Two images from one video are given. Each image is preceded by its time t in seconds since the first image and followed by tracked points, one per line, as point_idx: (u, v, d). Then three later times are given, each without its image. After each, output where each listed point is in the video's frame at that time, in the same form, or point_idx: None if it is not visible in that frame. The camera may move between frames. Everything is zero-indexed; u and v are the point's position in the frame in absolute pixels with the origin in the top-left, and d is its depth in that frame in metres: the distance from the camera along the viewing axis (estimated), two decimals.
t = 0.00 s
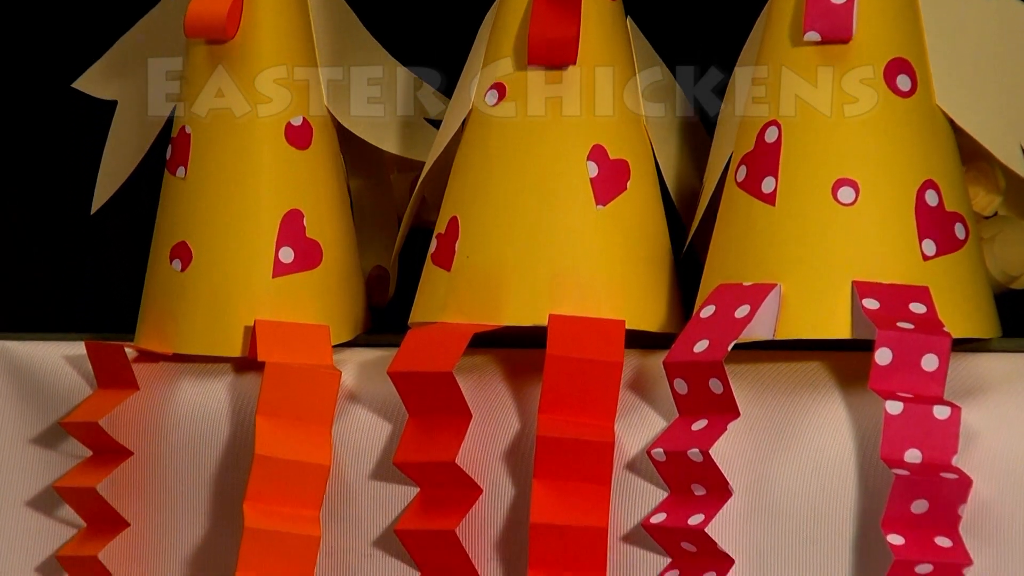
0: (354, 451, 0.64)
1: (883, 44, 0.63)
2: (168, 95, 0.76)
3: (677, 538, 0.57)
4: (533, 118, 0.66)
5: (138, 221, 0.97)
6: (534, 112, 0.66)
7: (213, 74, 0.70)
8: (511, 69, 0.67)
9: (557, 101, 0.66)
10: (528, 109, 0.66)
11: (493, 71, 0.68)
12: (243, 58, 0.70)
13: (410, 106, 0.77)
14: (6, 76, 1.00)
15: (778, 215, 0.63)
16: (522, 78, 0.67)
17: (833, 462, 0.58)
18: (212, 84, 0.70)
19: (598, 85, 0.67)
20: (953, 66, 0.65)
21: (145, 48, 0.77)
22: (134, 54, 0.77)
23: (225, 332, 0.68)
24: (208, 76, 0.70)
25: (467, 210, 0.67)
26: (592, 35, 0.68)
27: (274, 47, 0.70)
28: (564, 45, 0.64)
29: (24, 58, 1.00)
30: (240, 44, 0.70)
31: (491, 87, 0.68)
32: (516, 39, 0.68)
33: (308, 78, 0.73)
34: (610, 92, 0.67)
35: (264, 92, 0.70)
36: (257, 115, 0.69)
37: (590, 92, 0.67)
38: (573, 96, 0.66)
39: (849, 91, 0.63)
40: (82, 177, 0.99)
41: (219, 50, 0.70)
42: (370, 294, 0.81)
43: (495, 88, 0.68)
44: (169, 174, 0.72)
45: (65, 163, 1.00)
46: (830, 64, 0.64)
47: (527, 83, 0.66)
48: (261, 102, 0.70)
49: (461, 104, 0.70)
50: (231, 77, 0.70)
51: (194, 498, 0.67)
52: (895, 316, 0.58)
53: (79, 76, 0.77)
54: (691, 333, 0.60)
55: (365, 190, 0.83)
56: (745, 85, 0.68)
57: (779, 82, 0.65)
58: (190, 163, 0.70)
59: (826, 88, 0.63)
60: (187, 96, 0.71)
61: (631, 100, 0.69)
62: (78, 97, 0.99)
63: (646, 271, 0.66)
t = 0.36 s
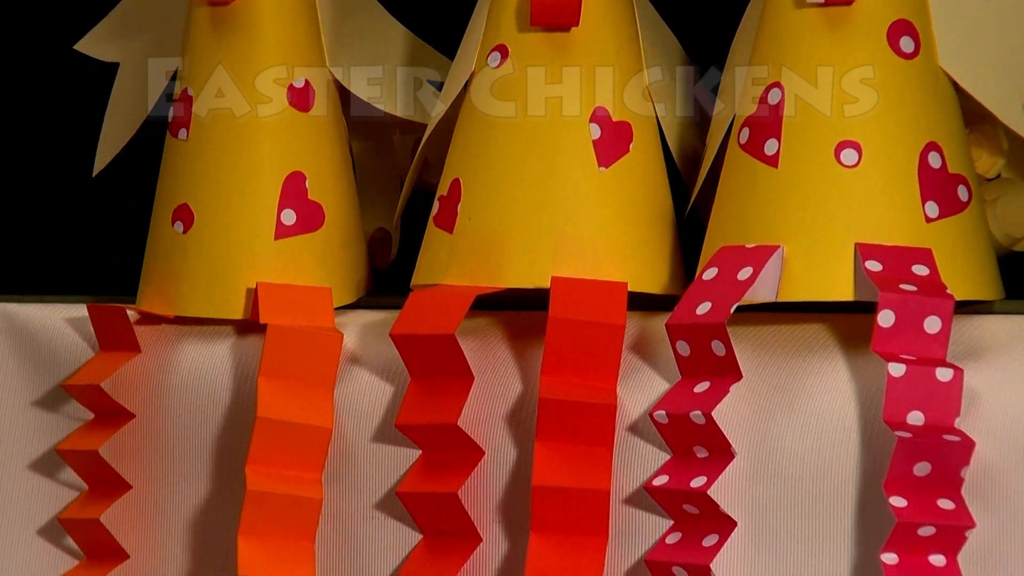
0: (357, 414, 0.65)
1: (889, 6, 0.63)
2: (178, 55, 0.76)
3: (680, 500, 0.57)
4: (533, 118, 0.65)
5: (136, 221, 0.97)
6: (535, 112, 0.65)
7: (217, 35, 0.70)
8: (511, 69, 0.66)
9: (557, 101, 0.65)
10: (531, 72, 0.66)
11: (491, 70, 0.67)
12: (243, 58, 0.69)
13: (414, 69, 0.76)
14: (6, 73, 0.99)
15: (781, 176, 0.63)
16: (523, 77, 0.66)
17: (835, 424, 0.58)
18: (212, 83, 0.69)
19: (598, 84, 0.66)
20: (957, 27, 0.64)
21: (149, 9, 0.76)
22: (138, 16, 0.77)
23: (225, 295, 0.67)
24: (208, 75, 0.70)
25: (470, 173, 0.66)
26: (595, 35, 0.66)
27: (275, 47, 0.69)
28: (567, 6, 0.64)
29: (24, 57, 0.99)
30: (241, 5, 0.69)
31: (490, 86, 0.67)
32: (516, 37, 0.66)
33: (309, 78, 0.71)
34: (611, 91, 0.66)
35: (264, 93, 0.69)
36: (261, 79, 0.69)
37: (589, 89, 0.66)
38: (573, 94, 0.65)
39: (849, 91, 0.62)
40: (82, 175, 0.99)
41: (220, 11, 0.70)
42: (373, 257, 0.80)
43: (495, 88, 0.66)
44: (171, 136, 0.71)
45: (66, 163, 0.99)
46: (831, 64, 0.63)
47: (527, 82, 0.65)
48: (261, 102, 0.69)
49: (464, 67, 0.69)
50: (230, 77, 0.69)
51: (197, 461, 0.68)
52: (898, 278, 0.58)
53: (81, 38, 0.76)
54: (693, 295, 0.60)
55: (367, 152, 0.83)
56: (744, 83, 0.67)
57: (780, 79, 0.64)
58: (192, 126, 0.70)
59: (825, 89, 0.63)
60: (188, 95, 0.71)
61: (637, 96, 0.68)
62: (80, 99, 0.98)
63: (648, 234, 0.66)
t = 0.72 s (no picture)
0: (361, 381, 0.65)
1: None
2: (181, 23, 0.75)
3: (683, 468, 0.57)
4: (533, 118, 0.64)
5: (136, 221, 0.96)
6: (534, 112, 0.64)
7: (218, 4, 0.69)
8: (511, 69, 0.66)
9: (557, 101, 0.64)
10: (534, 40, 0.65)
11: (491, 70, 0.66)
12: (243, 57, 0.69)
13: (416, 35, 0.75)
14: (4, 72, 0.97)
15: (783, 144, 0.62)
16: (522, 77, 0.65)
17: (837, 391, 0.58)
18: (212, 84, 0.69)
19: (598, 84, 0.65)
20: None
21: None
22: None
23: (229, 262, 0.67)
24: (208, 75, 0.69)
25: (473, 141, 0.66)
26: (595, 35, 0.65)
27: (274, 46, 0.69)
28: None
29: (23, 56, 0.97)
30: None
31: (490, 86, 0.66)
32: (516, 38, 0.66)
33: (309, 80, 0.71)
34: (611, 92, 0.65)
35: (265, 93, 0.69)
36: (264, 46, 0.69)
37: (589, 89, 0.65)
38: (573, 94, 0.64)
39: (849, 91, 0.61)
40: (83, 175, 0.97)
41: None
42: (377, 225, 0.81)
43: (495, 88, 0.66)
44: (175, 105, 0.71)
45: (66, 161, 0.97)
46: (830, 63, 0.62)
47: (527, 81, 0.65)
48: (261, 102, 0.69)
49: (467, 33, 0.69)
50: (230, 77, 0.69)
51: (201, 430, 0.68)
52: (900, 247, 0.58)
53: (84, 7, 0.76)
54: (695, 263, 0.60)
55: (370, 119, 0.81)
56: (744, 85, 0.66)
57: (780, 80, 0.64)
58: (195, 94, 0.70)
59: (826, 89, 0.62)
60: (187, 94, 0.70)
61: (644, 94, 0.67)
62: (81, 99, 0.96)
63: (650, 203, 0.66)
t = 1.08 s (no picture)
0: (364, 353, 0.65)
1: None
2: None
3: (686, 439, 0.57)
4: (533, 118, 0.64)
5: (137, 221, 0.95)
6: (535, 112, 0.64)
7: None
8: (511, 69, 0.65)
9: (557, 101, 0.64)
10: (537, 11, 0.65)
11: (491, 70, 0.66)
12: (243, 58, 0.68)
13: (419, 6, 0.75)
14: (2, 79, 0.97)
15: (787, 115, 0.62)
16: (522, 77, 0.64)
17: (842, 362, 0.58)
18: (211, 83, 0.69)
19: (598, 84, 0.64)
20: None
21: None
22: None
23: (232, 233, 0.67)
24: (207, 75, 0.69)
25: (476, 112, 0.66)
26: (596, 35, 0.64)
27: (273, 45, 0.69)
28: None
29: (20, 56, 0.94)
30: None
31: (490, 86, 0.66)
32: (517, 38, 0.65)
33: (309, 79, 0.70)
34: (612, 91, 0.64)
35: (264, 93, 0.68)
36: (266, 17, 0.68)
37: (589, 88, 0.64)
38: (573, 93, 0.64)
39: (850, 91, 0.61)
40: (83, 176, 0.95)
41: None
42: (380, 195, 0.81)
43: (495, 88, 0.65)
44: (178, 76, 0.71)
45: (65, 162, 0.95)
46: (830, 63, 0.61)
47: (527, 81, 0.64)
48: (261, 102, 0.68)
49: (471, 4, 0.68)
50: (230, 77, 0.68)
51: (204, 401, 0.68)
52: (904, 218, 0.58)
53: None
54: (698, 235, 0.60)
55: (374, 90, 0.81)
56: (744, 84, 0.65)
57: (781, 81, 0.63)
58: (199, 65, 0.69)
59: (825, 89, 0.61)
60: (186, 96, 0.70)
61: (644, 93, 0.66)
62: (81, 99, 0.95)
63: (654, 173, 0.65)
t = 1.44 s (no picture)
0: (368, 322, 0.65)
1: None
2: None
3: (690, 409, 0.58)
4: (533, 118, 0.63)
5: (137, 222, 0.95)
6: (534, 112, 0.63)
7: None
8: (511, 69, 0.64)
9: (557, 101, 0.63)
10: None
11: (491, 69, 0.65)
12: (244, 56, 0.68)
13: None
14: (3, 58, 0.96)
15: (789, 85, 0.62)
16: (522, 77, 0.64)
17: (846, 331, 0.58)
18: (211, 83, 0.69)
19: (598, 83, 0.63)
20: None
21: None
22: None
23: (233, 202, 0.67)
24: (208, 74, 0.69)
25: (478, 82, 0.66)
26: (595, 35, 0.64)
27: (273, 46, 0.68)
28: None
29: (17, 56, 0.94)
30: None
31: (490, 86, 0.65)
32: (516, 38, 0.65)
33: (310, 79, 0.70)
34: (615, 62, 0.64)
35: (264, 93, 0.68)
36: None
37: (589, 89, 0.63)
38: (573, 93, 0.63)
39: (849, 91, 0.60)
40: (83, 175, 0.96)
41: None
42: (383, 165, 0.79)
43: (494, 88, 0.65)
44: (181, 47, 0.71)
45: (64, 161, 0.96)
46: (830, 63, 0.61)
47: (527, 81, 0.64)
48: (261, 102, 0.68)
49: None
50: (230, 77, 0.68)
51: (206, 372, 0.68)
52: (908, 187, 0.58)
53: None
54: (701, 204, 0.60)
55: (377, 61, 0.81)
56: (742, 83, 0.64)
57: (779, 80, 0.62)
58: (202, 35, 0.69)
59: (825, 89, 0.61)
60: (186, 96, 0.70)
61: (642, 91, 0.65)
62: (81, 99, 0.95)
63: (658, 142, 0.65)
